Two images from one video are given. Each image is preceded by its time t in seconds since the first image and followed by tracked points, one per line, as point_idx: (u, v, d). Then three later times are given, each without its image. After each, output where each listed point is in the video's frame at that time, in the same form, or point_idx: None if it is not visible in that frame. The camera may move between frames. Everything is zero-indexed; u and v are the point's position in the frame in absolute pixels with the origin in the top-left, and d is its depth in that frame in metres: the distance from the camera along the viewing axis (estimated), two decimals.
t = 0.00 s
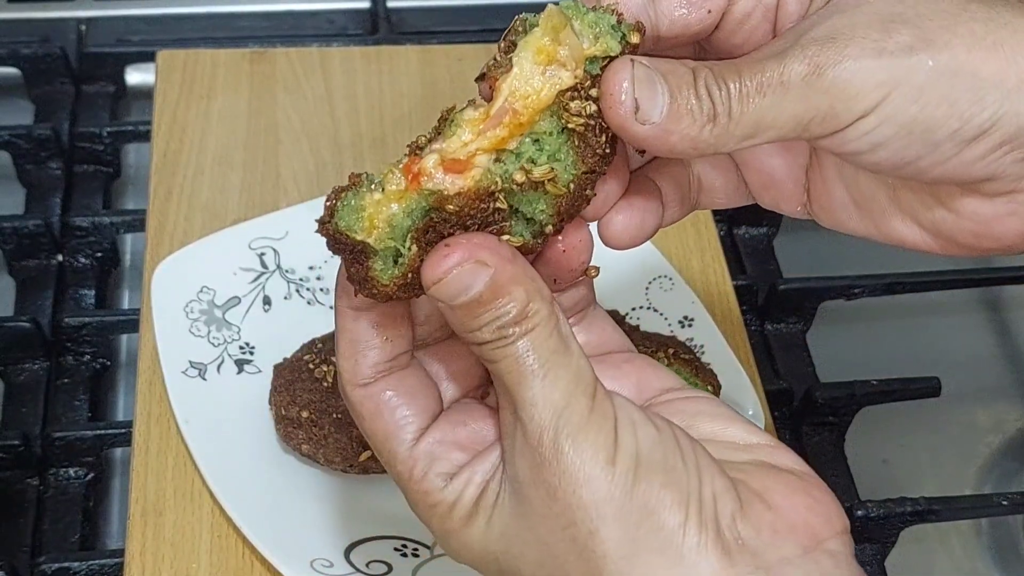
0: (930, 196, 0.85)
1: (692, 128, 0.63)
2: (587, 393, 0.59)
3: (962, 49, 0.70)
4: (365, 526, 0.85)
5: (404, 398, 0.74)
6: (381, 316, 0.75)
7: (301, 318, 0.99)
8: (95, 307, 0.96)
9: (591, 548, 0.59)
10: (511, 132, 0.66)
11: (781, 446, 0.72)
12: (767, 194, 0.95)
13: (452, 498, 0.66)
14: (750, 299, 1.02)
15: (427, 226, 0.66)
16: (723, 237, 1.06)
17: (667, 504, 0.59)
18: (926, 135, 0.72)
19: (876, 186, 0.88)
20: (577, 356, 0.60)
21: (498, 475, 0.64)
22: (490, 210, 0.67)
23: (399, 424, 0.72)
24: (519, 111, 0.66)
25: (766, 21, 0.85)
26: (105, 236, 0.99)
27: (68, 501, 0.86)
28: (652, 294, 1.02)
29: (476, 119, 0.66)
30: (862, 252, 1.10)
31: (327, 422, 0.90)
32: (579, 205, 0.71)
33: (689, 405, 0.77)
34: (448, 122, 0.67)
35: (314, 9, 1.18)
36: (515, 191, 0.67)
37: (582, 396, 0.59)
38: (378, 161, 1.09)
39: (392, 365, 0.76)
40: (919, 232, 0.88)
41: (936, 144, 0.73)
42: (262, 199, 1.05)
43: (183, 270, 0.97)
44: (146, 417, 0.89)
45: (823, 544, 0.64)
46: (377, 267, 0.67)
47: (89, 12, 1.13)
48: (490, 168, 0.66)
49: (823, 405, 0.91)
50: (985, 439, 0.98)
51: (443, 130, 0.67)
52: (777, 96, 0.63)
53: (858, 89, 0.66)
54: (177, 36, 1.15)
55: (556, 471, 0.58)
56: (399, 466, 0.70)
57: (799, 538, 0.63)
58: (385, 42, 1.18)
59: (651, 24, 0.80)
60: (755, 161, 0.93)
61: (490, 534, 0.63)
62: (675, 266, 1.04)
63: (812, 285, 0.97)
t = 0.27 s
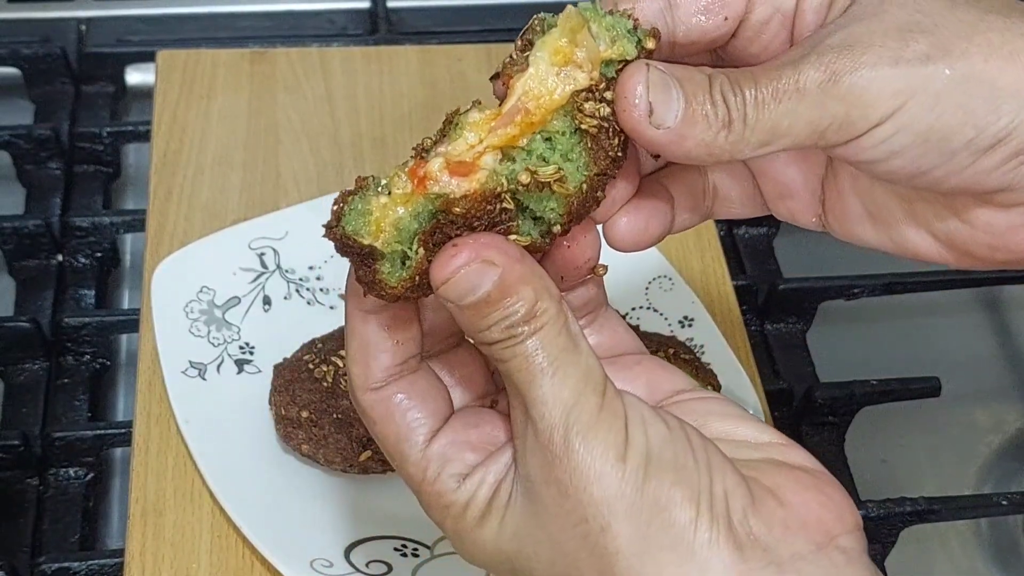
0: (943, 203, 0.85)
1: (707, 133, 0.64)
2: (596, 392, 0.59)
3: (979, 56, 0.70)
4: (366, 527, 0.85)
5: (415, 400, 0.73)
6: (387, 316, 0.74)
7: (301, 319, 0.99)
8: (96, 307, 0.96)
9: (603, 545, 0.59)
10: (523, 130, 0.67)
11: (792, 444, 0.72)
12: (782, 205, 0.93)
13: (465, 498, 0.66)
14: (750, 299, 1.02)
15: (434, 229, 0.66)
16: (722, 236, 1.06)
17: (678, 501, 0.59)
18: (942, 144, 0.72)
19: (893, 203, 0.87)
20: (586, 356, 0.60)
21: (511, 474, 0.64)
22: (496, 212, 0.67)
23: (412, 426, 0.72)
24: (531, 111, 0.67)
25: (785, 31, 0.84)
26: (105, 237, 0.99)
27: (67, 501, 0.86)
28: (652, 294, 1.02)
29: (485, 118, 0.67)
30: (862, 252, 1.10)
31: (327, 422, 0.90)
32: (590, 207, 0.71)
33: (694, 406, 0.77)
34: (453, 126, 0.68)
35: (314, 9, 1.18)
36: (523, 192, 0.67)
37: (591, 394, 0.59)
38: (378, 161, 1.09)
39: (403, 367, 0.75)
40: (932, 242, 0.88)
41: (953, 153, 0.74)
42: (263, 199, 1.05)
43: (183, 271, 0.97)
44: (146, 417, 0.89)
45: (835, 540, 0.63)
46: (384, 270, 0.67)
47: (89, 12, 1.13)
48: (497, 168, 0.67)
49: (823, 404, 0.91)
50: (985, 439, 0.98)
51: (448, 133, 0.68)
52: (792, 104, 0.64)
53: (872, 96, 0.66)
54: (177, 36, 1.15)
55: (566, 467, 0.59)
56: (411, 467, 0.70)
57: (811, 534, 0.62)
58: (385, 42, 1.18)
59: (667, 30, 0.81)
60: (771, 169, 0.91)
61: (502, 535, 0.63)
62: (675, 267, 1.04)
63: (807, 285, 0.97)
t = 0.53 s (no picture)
0: (954, 215, 0.83)
1: (721, 140, 0.64)
2: (606, 389, 0.59)
3: (994, 69, 0.69)
4: (366, 526, 0.85)
5: (426, 401, 0.73)
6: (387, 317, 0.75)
7: (300, 320, 0.99)
8: (96, 307, 0.96)
9: (615, 542, 0.59)
10: (536, 128, 0.67)
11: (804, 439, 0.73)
12: (797, 223, 0.91)
13: (478, 497, 0.66)
14: (750, 299, 1.02)
15: (442, 229, 0.66)
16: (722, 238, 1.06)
17: (689, 496, 0.59)
18: (956, 154, 0.72)
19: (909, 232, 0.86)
20: (597, 355, 0.60)
21: (524, 473, 0.64)
22: (503, 211, 0.67)
23: (425, 426, 0.71)
24: (546, 109, 0.67)
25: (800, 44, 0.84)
26: (105, 236, 0.99)
27: (67, 501, 0.86)
28: (652, 295, 1.02)
29: (490, 123, 0.67)
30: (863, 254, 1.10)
31: (327, 422, 0.90)
32: (602, 208, 0.70)
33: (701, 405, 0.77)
34: (460, 126, 0.67)
35: (314, 9, 1.18)
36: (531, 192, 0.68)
37: (602, 390, 0.59)
38: (378, 162, 1.09)
39: (415, 369, 0.75)
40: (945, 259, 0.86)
41: (966, 164, 0.73)
42: (263, 199, 1.05)
43: (183, 271, 0.97)
44: (146, 417, 0.89)
45: (847, 534, 0.63)
46: (393, 269, 0.67)
47: (89, 12, 1.13)
48: (505, 168, 0.67)
49: (823, 404, 0.91)
50: (985, 439, 0.98)
51: (456, 134, 0.67)
52: (808, 113, 0.64)
53: (887, 105, 0.66)
54: (177, 36, 1.15)
55: (576, 464, 0.58)
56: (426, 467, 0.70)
57: (825, 527, 0.63)
58: (385, 42, 1.18)
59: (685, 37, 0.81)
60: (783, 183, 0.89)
61: (516, 532, 0.63)
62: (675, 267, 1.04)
63: (808, 284, 0.97)
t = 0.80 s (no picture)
0: (960, 213, 0.82)
1: (728, 136, 0.65)
2: (613, 385, 0.60)
3: (1002, 63, 0.68)
4: (368, 527, 0.85)
5: (435, 401, 0.73)
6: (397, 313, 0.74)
7: (298, 321, 0.99)
8: (96, 307, 0.96)
9: (623, 539, 0.59)
10: (546, 121, 0.67)
11: (813, 435, 0.73)
12: (806, 221, 0.91)
13: (488, 495, 0.66)
14: (750, 299, 1.02)
15: (444, 228, 0.66)
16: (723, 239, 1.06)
17: (696, 491, 0.59)
18: (963, 147, 0.71)
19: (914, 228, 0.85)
20: (604, 352, 0.60)
21: (531, 473, 0.65)
22: (505, 210, 0.67)
23: (433, 426, 0.71)
24: (556, 103, 0.67)
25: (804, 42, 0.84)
26: (105, 236, 0.99)
27: (67, 501, 0.86)
28: (653, 295, 1.02)
29: (491, 124, 0.67)
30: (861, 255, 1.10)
31: (327, 422, 0.90)
32: (608, 203, 0.70)
33: (702, 403, 0.77)
34: (460, 126, 0.67)
35: (313, 9, 1.18)
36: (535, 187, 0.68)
37: (609, 387, 0.59)
38: (378, 161, 1.09)
39: (422, 371, 0.74)
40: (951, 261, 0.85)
41: (974, 158, 0.72)
42: (262, 198, 1.05)
43: (183, 270, 0.97)
44: (146, 417, 0.89)
45: (856, 530, 0.63)
46: (395, 268, 0.67)
47: (89, 13, 1.13)
48: (506, 167, 0.67)
49: (823, 403, 0.92)
50: (985, 438, 0.98)
51: (457, 133, 0.67)
52: (816, 109, 0.64)
53: (893, 101, 0.66)
54: (177, 36, 1.15)
55: (584, 461, 0.58)
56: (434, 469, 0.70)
57: (832, 523, 0.63)
58: (384, 42, 1.18)
59: (692, 36, 0.81)
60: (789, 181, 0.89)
61: (523, 531, 0.64)
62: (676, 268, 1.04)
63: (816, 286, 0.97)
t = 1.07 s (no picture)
0: (963, 203, 0.82)
1: (730, 127, 0.65)
2: (610, 378, 0.60)
3: (1003, 52, 0.69)
4: (368, 526, 0.85)
5: (437, 390, 0.73)
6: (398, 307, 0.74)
7: (296, 323, 0.99)
8: (95, 307, 0.96)
9: (620, 533, 0.59)
10: (552, 104, 0.67)
11: (814, 428, 0.73)
12: (807, 214, 0.90)
13: (486, 487, 0.66)
14: (750, 299, 1.02)
15: (439, 221, 0.67)
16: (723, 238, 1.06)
17: (692, 484, 0.59)
18: (966, 134, 0.71)
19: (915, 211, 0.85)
20: (602, 345, 0.61)
21: (529, 465, 0.65)
22: (499, 202, 0.67)
23: (433, 416, 0.71)
24: (561, 86, 0.66)
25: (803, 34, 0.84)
26: (105, 236, 0.99)
27: (67, 500, 0.86)
28: (653, 295, 1.01)
29: (484, 115, 0.66)
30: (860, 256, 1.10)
31: (326, 422, 0.90)
32: (611, 186, 0.70)
33: (703, 397, 0.77)
34: (452, 119, 0.67)
35: (313, 9, 1.18)
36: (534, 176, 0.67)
37: (605, 380, 0.59)
38: (378, 162, 1.09)
39: (424, 360, 0.74)
40: (952, 249, 0.86)
41: (977, 145, 0.72)
42: (262, 198, 1.05)
43: (183, 270, 0.97)
44: (146, 416, 0.89)
45: (855, 523, 0.63)
46: (393, 261, 0.68)
47: (89, 13, 1.13)
48: (500, 159, 0.67)
49: (822, 403, 0.92)
50: (985, 438, 0.98)
51: (450, 125, 0.67)
52: (818, 97, 0.65)
53: (896, 88, 0.66)
54: (177, 37, 1.15)
55: (581, 455, 0.58)
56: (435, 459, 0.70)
57: (831, 517, 0.63)
58: (384, 42, 1.18)
59: (691, 23, 0.81)
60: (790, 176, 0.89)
61: (521, 523, 0.64)
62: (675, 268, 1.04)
63: (818, 285, 0.98)
